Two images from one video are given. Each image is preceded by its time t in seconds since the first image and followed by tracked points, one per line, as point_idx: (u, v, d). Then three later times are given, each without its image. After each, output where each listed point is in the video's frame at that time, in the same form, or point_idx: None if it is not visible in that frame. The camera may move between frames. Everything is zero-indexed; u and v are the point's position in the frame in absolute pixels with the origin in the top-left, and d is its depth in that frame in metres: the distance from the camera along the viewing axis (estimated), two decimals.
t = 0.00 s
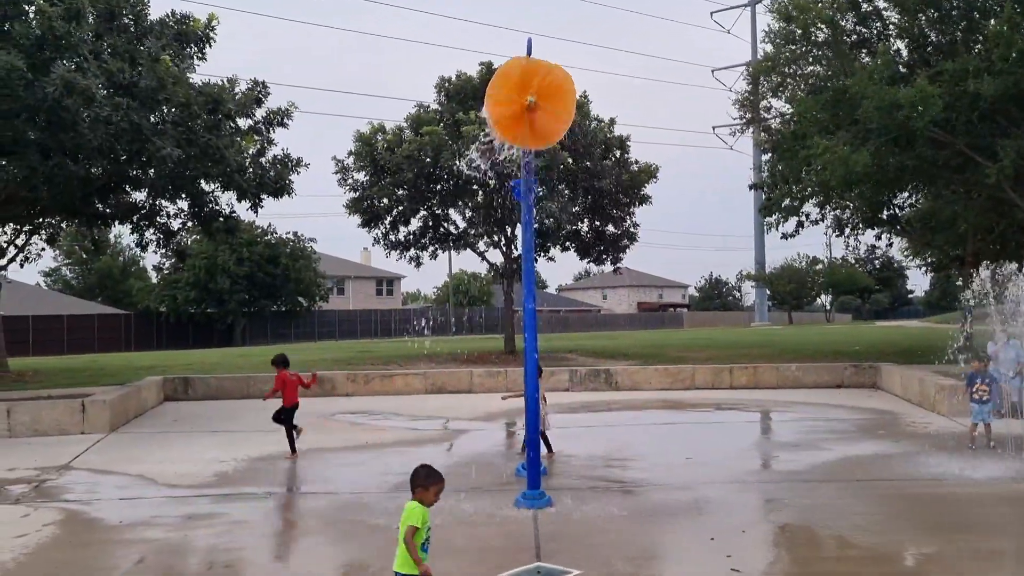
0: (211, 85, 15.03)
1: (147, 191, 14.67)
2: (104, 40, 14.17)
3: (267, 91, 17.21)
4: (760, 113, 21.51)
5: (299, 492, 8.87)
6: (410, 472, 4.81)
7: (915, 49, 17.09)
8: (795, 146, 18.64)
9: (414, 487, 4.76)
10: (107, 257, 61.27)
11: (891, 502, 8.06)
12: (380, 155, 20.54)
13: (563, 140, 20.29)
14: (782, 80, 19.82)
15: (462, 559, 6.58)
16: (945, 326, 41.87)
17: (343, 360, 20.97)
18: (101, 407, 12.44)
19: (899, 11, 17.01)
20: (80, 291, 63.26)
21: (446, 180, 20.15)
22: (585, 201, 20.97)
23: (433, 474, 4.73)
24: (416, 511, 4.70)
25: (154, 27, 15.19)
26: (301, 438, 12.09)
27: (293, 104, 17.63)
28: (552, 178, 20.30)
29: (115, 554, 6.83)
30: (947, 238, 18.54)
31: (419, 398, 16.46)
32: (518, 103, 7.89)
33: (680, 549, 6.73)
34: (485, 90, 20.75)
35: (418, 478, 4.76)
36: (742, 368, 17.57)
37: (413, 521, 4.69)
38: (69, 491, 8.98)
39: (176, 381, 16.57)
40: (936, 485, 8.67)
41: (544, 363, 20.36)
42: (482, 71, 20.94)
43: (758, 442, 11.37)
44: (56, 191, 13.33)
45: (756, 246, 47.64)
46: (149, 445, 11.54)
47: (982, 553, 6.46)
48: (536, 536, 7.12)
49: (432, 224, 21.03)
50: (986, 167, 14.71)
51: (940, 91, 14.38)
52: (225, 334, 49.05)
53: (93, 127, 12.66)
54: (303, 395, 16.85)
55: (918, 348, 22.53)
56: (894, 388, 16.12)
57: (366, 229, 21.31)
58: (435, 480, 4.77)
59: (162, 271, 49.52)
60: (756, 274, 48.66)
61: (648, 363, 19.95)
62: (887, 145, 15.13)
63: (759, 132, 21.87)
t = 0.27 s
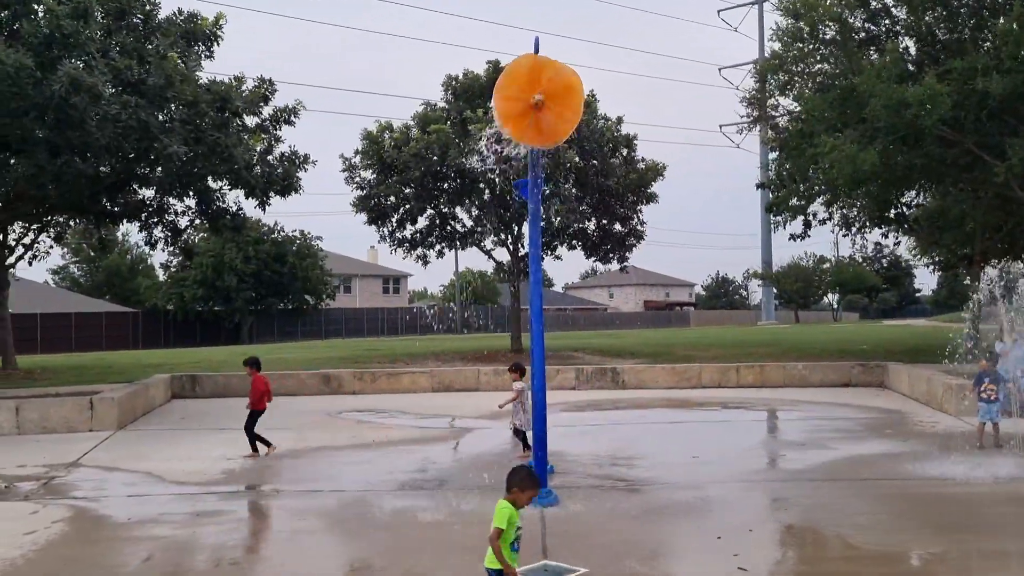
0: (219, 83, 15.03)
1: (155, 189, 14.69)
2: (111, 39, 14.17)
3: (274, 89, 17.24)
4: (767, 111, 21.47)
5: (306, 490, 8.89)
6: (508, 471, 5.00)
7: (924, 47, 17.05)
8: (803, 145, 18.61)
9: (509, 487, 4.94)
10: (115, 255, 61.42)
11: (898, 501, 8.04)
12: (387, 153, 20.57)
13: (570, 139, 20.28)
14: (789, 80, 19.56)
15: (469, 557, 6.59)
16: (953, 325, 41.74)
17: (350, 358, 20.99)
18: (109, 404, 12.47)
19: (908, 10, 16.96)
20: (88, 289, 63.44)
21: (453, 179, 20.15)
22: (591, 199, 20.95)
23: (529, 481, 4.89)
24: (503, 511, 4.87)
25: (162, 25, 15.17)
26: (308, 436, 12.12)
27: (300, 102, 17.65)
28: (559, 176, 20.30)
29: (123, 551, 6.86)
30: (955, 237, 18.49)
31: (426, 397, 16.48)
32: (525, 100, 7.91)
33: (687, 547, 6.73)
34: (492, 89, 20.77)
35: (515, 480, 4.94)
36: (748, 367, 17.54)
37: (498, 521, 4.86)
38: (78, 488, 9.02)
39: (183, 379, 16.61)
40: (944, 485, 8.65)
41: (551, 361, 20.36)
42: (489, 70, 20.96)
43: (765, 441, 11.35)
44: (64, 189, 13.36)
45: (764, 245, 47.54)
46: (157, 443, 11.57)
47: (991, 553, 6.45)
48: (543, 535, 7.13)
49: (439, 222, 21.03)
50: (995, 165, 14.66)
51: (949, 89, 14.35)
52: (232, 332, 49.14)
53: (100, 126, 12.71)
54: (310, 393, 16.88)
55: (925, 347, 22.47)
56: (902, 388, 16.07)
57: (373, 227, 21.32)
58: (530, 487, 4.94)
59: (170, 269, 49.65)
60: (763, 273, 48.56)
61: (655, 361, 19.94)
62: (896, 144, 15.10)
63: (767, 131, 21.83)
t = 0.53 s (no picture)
0: (227, 82, 15.05)
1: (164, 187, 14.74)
2: (121, 37, 14.21)
3: (282, 88, 17.27)
4: (776, 109, 21.42)
5: (315, 488, 8.91)
6: (604, 466, 5.11)
7: (933, 44, 17.00)
8: (811, 143, 18.58)
9: (606, 481, 5.06)
10: (123, 253, 61.63)
11: (907, 500, 8.03)
12: (395, 152, 20.59)
13: (577, 137, 20.28)
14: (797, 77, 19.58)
15: (476, 555, 6.60)
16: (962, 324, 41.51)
17: (358, 357, 21.03)
18: (118, 402, 12.53)
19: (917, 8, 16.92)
20: (97, 288, 63.66)
21: (460, 177, 20.16)
22: (599, 198, 20.94)
23: (627, 474, 5.01)
24: (603, 504, 4.97)
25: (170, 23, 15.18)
26: (316, 434, 12.15)
27: (308, 101, 17.68)
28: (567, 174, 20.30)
29: (133, 548, 6.90)
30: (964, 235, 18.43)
31: (433, 395, 16.50)
32: (533, 97, 7.91)
33: (694, 546, 6.73)
34: (500, 87, 20.78)
35: (612, 474, 5.06)
36: (756, 365, 17.52)
37: (599, 513, 4.95)
38: (88, 485, 9.07)
39: (192, 377, 16.67)
40: (952, 484, 8.63)
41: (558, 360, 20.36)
42: (496, 68, 20.97)
43: (773, 439, 11.34)
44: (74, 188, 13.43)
45: (772, 243, 47.45)
46: (166, 441, 11.62)
47: (999, 552, 6.43)
48: (551, 533, 7.14)
49: (446, 221, 21.05)
50: (1005, 163, 14.61)
51: (958, 87, 14.30)
52: (240, 330, 49.26)
53: (107, 125, 12.84)
54: (318, 391, 16.91)
55: (934, 346, 22.39)
56: (910, 387, 16.03)
57: (381, 226, 21.36)
58: (627, 480, 5.05)
59: (178, 267, 49.80)
60: (771, 271, 48.45)
61: (662, 360, 19.93)
62: (904, 142, 15.07)
63: (775, 129, 21.78)
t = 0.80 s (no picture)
0: (238, 81, 15.09)
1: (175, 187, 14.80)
2: (132, 37, 14.26)
3: (292, 87, 17.32)
4: (786, 107, 21.36)
5: (325, 487, 8.93)
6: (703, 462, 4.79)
7: (944, 42, 16.94)
8: (822, 141, 18.54)
9: (707, 479, 4.74)
10: (134, 252, 61.88)
11: (918, 499, 8.00)
12: (404, 151, 20.63)
13: (586, 136, 20.28)
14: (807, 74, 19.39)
15: (486, 554, 6.61)
16: (973, 323, 41.30)
17: (368, 355, 21.08)
18: (130, 401, 12.59)
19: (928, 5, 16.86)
20: (108, 287, 63.94)
21: (470, 176, 20.18)
22: (609, 196, 20.94)
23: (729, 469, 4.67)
24: (706, 502, 4.65)
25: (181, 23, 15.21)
26: (327, 432, 12.19)
27: (318, 100, 17.71)
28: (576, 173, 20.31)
29: (145, 546, 6.93)
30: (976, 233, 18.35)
31: (443, 394, 16.52)
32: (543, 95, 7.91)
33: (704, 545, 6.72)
34: (509, 86, 20.79)
35: (713, 471, 4.73)
36: (766, 364, 17.49)
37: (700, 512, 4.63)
38: (100, 484, 9.12)
39: (203, 376, 16.72)
40: (963, 483, 8.60)
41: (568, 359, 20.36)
42: (506, 67, 20.98)
43: (783, 438, 11.32)
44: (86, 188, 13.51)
45: (781, 242, 47.35)
46: (177, 439, 11.67)
47: (1012, 552, 6.41)
48: (560, 532, 7.14)
49: (456, 220, 21.06)
50: (1016, 161, 14.55)
51: (970, 84, 14.24)
52: (251, 329, 49.42)
53: (121, 125, 12.88)
54: (328, 390, 16.96)
55: (945, 345, 22.31)
56: (921, 385, 15.97)
57: (391, 225, 21.39)
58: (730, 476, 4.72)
59: (189, 266, 49.96)
60: (781, 270, 48.34)
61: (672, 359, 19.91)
62: (915, 140, 15.02)
63: (785, 127, 21.72)
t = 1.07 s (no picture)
0: (253, 80, 15.12)
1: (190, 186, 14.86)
2: (148, 36, 14.28)
3: (307, 86, 17.37)
4: (801, 103, 21.23)
5: (341, 483, 8.96)
6: (812, 453, 5.05)
7: (962, 36, 16.81)
8: (838, 137, 18.45)
9: (818, 470, 4.98)
10: (150, 251, 62.19)
11: (934, 497, 7.96)
12: (418, 149, 20.65)
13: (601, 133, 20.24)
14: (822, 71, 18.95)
15: (502, 550, 6.63)
16: (990, 319, 41.03)
17: (383, 353, 21.12)
18: (148, 398, 12.67)
19: None
20: (125, 285, 64.31)
21: (484, 174, 20.18)
22: (623, 193, 20.90)
23: (842, 461, 4.93)
24: (820, 491, 4.89)
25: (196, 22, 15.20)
26: (342, 430, 12.23)
27: (333, 99, 17.75)
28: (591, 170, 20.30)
29: (162, 542, 6.97)
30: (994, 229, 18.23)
31: (457, 391, 16.55)
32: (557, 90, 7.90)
33: (721, 542, 6.71)
34: (523, 83, 20.78)
35: (823, 462, 4.99)
36: (782, 361, 17.43)
37: (818, 500, 4.86)
38: (118, 480, 9.18)
39: (219, 373, 16.79)
40: (980, 481, 8.55)
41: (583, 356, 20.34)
42: (520, 65, 20.97)
43: (799, 436, 11.27)
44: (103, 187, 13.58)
45: (796, 238, 47.15)
46: (194, 436, 11.73)
47: None
48: (576, 529, 7.13)
49: (470, 218, 21.07)
50: None
51: (988, 79, 14.12)
52: (266, 327, 49.61)
53: (138, 123, 12.93)
54: (343, 387, 17.01)
55: (962, 341, 22.17)
56: (938, 383, 15.88)
57: (405, 223, 21.43)
58: (840, 468, 4.98)
59: (205, 264, 50.20)
60: (796, 266, 48.10)
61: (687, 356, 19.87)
62: (932, 135, 14.91)
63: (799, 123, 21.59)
